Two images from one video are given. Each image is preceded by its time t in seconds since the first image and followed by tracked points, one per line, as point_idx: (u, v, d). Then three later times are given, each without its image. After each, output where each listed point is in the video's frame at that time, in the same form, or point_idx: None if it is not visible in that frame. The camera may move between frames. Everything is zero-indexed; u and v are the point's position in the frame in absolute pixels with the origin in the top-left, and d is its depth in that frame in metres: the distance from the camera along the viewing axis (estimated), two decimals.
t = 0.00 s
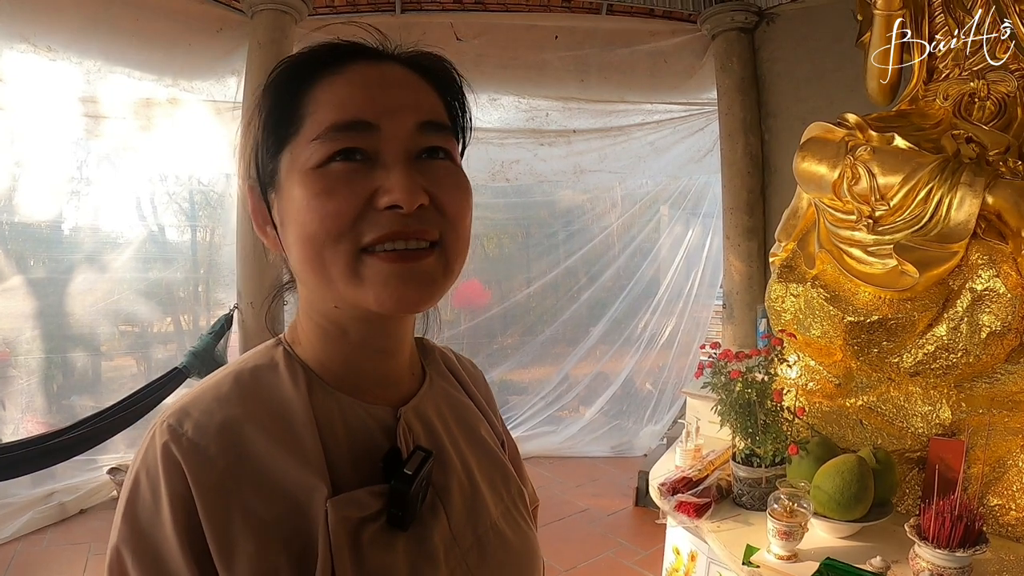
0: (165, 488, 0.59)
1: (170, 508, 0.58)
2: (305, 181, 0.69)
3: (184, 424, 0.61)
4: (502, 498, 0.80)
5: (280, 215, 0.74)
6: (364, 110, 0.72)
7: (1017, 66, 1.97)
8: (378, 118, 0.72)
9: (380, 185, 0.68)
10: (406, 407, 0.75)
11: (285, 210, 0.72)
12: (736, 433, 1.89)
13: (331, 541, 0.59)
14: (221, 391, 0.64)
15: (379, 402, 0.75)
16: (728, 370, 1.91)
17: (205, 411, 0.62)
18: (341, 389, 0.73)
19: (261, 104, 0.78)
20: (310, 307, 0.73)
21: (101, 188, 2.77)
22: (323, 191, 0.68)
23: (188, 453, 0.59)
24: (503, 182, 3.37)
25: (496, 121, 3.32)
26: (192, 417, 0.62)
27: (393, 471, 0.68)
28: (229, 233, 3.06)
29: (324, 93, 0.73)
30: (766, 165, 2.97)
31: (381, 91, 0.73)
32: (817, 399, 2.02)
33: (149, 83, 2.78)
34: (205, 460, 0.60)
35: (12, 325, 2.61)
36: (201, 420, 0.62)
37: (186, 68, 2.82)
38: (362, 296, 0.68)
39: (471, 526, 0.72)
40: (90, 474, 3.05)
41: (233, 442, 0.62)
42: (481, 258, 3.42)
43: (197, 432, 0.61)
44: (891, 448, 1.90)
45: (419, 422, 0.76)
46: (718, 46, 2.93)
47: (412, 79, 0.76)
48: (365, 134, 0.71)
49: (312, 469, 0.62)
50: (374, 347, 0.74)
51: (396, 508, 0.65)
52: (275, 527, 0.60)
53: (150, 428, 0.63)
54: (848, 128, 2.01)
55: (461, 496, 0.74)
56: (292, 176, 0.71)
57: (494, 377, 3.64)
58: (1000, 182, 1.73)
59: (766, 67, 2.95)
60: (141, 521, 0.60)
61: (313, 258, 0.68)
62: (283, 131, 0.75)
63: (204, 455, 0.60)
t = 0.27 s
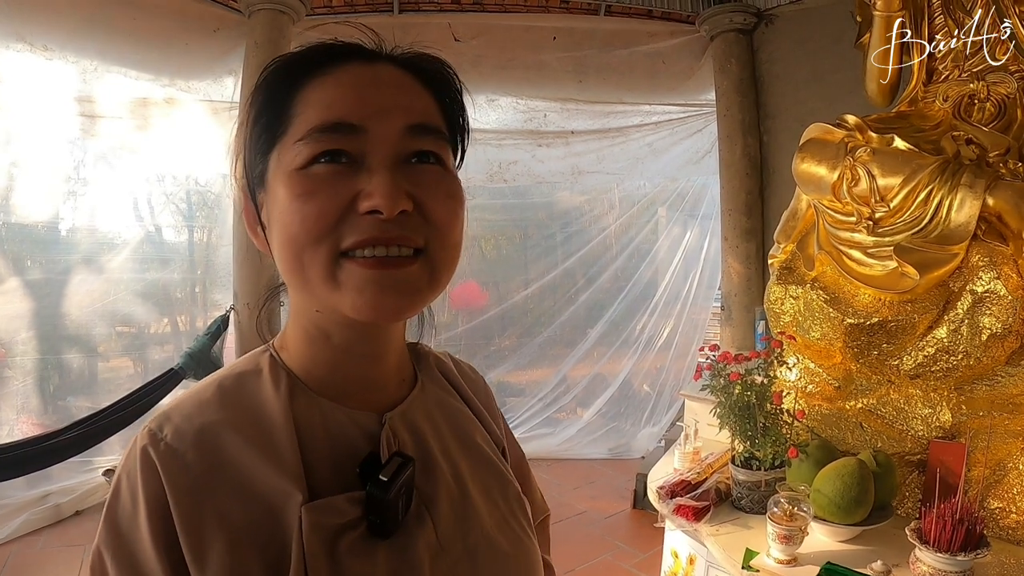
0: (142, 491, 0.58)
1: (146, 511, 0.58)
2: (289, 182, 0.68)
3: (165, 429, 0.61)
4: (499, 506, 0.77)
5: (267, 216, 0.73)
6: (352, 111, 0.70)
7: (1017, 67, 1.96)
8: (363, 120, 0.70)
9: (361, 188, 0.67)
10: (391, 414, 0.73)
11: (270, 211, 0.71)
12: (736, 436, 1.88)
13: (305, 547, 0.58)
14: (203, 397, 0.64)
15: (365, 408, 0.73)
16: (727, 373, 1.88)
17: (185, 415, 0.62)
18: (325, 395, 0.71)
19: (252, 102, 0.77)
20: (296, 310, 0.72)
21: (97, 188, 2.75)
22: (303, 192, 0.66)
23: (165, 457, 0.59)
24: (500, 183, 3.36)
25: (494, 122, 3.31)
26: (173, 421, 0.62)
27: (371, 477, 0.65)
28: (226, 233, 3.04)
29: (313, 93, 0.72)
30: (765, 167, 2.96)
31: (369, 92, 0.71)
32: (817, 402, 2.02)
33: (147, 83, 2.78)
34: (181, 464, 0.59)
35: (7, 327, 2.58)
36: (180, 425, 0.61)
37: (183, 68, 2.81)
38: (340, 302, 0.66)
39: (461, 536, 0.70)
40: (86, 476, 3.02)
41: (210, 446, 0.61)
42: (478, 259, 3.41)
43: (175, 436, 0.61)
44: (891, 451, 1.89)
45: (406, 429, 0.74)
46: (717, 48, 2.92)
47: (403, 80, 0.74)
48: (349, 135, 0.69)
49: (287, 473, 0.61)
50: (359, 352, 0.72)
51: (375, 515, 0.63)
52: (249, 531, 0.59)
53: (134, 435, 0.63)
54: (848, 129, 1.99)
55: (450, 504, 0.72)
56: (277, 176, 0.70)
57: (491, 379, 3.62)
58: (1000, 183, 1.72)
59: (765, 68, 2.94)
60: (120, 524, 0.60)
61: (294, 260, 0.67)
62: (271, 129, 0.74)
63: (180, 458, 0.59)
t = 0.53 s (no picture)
0: (134, 494, 0.58)
1: (138, 514, 0.57)
2: (289, 183, 0.67)
3: (159, 433, 0.61)
4: (502, 512, 0.76)
5: (267, 218, 0.72)
6: (354, 112, 0.69)
7: (1017, 69, 1.97)
8: (365, 122, 0.69)
9: (363, 191, 0.66)
10: (390, 418, 0.72)
11: (270, 213, 0.70)
12: (736, 439, 1.88)
13: (297, 554, 0.57)
14: (198, 402, 0.64)
15: (362, 414, 0.72)
16: (728, 375, 1.89)
17: (180, 420, 0.62)
18: (323, 400, 0.71)
19: (253, 102, 0.76)
20: (296, 313, 0.71)
21: (95, 189, 2.74)
22: (304, 195, 0.66)
23: (158, 460, 0.59)
24: (499, 184, 3.36)
25: (493, 123, 3.32)
26: (167, 426, 0.62)
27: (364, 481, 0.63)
28: (224, 234, 3.03)
29: (315, 93, 0.71)
30: (764, 169, 2.95)
31: (372, 93, 0.70)
32: (817, 404, 2.02)
33: (145, 83, 2.77)
34: (175, 468, 0.59)
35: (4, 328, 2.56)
36: (175, 429, 0.61)
37: (181, 68, 2.79)
38: (341, 306, 0.65)
39: (461, 542, 0.69)
40: (83, 478, 3.01)
41: (203, 451, 0.60)
42: (476, 260, 3.41)
43: (169, 440, 0.60)
44: (892, 453, 1.88)
45: (406, 434, 0.73)
46: (716, 50, 2.92)
47: (406, 82, 0.74)
48: (352, 137, 0.69)
49: (280, 477, 0.60)
50: (360, 356, 0.71)
51: (369, 520, 0.62)
52: (240, 536, 0.58)
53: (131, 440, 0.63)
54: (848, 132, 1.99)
55: (450, 510, 0.70)
56: (277, 178, 0.70)
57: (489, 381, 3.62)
58: (1000, 186, 1.71)
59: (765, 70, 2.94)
60: (114, 529, 0.59)
61: (294, 263, 0.66)
62: (272, 130, 0.73)
63: (173, 462, 0.59)
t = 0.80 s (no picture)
0: (130, 501, 0.57)
1: (133, 521, 0.57)
2: (293, 183, 0.67)
3: (155, 438, 0.60)
4: (503, 519, 0.76)
5: (269, 218, 0.71)
6: (359, 111, 0.69)
7: (1017, 72, 1.97)
8: (372, 120, 0.69)
9: (370, 191, 0.65)
10: (390, 423, 0.72)
11: (272, 213, 0.70)
12: (736, 441, 1.87)
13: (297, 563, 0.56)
14: (195, 406, 0.64)
15: (363, 418, 0.72)
16: (727, 377, 1.89)
17: (177, 424, 0.61)
18: (323, 404, 0.70)
19: (254, 100, 0.76)
20: (297, 315, 0.70)
21: (93, 189, 2.73)
22: (309, 195, 0.65)
23: (154, 466, 0.58)
24: (498, 186, 3.35)
25: (492, 124, 3.33)
26: (164, 430, 0.61)
27: (366, 489, 0.63)
28: (222, 234, 3.02)
29: (320, 91, 0.71)
30: (763, 171, 2.96)
31: (377, 91, 0.70)
32: (817, 406, 2.01)
33: (144, 83, 2.77)
34: (171, 474, 0.58)
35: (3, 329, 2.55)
36: (171, 434, 0.60)
37: (180, 68, 2.79)
38: (346, 308, 0.65)
39: (463, 550, 0.69)
40: (80, 478, 3.00)
41: (200, 456, 0.60)
42: (475, 262, 3.40)
43: (166, 446, 0.60)
44: (892, 455, 1.88)
45: (406, 439, 0.73)
46: (716, 52, 2.92)
47: (412, 80, 0.73)
48: (358, 136, 0.68)
49: (278, 485, 0.60)
50: (362, 358, 0.71)
51: (370, 530, 0.61)
52: (238, 544, 0.58)
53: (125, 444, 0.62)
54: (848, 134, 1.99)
55: (451, 517, 0.70)
56: (280, 177, 0.69)
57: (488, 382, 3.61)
58: (1000, 188, 1.72)
59: (764, 72, 2.94)
60: (109, 535, 0.58)
61: (298, 264, 0.65)
62: (274, 129, 0.73)
63: (170, 468, 0.58)
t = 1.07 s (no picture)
0: (107, 510, 0.56)
1: (112, 530, 0.56)
2: (275, 182, 0.66)
3: (133, 446, 0.59)
4: (490, 523, 0.76)
5: (249, 218, 0.70)
6: (342, 110, 0.68)
7: (1014, 74, 1.97)
8: (357, 119, 0.68)
9: (354, 192, 0.65)
10: (374, 428, 0.71)
11: (253, 213, 0.69)
12: (733, 442, 1.87)
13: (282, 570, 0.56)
14: (174, 412, 0.62)
15: (347, 424, 0.71)
16: (724, 379, 1.88)
17: (155, 431, 0.60)
18: (305, 408, 0.69)
19: (237, 98, 0.75)
20: (278, 318, 0.70)
21: (90, 189, 2.72)
22: (291, 195, 0.64)
23: (132, 475, 0.57)
24: (496, 187, 3.33)
25: (490, 125, 3.29)
26: (142, 438, 0.60)
27: (351, 495, 0.62)
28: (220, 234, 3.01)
29: (303, 89, 0.70)
30: (761, 173, 2.95)
31: (362, 90, 0.69)
32: (814, 408, 2.01)
33: (142, 83, 2.76)
34: (150, 482, 0.57)
35: None
36: (150, 441, 0.59)
37: (178, 68, 2.79)
38: (328, 311, 0.64)
39: (450, 556, 0.68)
40: (77, 479, 2.99)
41: (180, 463, 0.59)
42: (473, 263, 3.38)
43: (144, 454, 0.58)
44: (890, 457, 1.88)
45: (390, 444, 0.72)
46: (714, 53, 2.92)
47: (397, 78, 0.73)
48: (342, 135, 0.68)
49: (260, 492, 0.59)
50: (345, 361, 0.70)
51: (356, 536, 0.61)
52: (219, 553, 0.57)
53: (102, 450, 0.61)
54: (846, 135, 1.99)
55: (438, 522, 0.70)
56: (262, 177, 0.68)
57: (485, 384, 3.60)
58: (999, 190, 1.72)
59: (761, 73, 2.94)
60: (88, 543, 0.58)
61: (280, 266, 0.64)
62: (257, 127, 0.72)
63: (148, 476, 0.57)
